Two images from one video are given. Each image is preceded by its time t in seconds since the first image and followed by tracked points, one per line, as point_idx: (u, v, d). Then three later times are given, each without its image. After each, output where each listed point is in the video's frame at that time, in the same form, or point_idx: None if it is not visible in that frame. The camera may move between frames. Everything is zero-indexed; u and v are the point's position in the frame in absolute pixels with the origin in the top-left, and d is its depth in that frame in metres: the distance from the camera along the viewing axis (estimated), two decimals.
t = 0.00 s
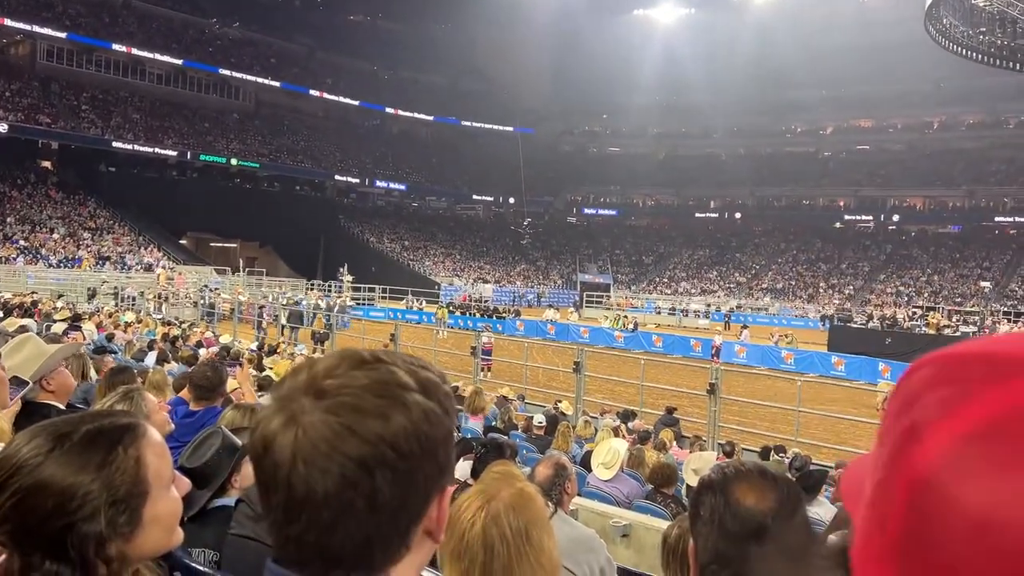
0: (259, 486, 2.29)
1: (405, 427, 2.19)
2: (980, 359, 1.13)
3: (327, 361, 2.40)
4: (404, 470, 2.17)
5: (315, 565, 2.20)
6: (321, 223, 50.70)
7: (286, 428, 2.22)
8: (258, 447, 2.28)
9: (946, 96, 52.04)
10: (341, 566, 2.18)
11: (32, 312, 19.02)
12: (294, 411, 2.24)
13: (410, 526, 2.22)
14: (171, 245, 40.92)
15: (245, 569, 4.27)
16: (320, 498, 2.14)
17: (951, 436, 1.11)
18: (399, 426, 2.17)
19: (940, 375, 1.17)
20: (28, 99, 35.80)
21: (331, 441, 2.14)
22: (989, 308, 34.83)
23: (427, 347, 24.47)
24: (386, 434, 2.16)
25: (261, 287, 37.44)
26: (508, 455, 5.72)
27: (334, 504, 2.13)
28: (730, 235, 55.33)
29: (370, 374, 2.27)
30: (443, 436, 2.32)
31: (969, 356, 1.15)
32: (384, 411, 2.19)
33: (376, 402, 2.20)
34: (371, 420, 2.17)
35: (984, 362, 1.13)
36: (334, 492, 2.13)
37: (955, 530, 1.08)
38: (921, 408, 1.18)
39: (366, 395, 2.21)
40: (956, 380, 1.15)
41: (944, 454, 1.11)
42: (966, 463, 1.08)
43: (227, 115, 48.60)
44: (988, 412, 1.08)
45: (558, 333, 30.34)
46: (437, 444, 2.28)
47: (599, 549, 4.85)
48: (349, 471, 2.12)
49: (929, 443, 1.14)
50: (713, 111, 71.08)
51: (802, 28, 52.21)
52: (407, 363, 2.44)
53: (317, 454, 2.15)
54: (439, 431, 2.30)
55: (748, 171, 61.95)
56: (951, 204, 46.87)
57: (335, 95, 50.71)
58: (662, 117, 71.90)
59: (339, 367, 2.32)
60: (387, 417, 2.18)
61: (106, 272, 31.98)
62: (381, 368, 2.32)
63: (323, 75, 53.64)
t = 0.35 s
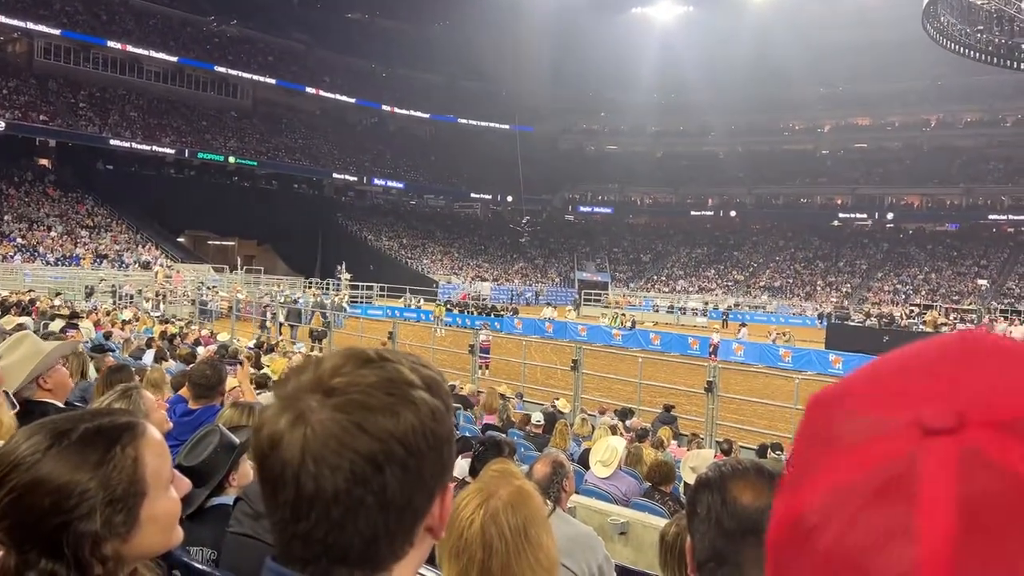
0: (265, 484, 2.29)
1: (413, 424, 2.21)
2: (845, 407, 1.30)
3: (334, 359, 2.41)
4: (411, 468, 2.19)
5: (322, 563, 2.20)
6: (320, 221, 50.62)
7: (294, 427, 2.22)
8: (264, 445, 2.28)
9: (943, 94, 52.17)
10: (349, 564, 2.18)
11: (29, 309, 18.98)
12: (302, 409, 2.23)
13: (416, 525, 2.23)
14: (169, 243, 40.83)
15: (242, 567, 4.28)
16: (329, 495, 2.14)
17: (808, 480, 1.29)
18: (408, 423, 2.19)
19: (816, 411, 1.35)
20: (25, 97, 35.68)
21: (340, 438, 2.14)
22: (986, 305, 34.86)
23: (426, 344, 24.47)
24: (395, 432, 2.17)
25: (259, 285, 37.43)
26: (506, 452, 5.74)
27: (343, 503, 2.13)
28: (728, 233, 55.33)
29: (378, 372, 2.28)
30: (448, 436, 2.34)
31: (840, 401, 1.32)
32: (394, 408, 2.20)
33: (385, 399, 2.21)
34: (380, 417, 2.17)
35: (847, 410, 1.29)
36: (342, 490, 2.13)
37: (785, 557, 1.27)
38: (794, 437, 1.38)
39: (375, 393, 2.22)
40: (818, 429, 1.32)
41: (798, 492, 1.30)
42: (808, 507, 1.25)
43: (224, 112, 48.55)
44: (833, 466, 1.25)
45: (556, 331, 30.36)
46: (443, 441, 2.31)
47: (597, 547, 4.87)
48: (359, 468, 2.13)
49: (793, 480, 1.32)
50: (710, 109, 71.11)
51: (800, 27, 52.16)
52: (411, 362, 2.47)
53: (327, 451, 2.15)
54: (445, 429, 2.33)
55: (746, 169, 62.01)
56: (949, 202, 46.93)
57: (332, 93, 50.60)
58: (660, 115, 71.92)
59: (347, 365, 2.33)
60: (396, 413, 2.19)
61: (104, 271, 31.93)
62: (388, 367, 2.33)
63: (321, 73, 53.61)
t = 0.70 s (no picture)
0: (265, 483, 2.29)
1: (412, 423, 2.22)
2: (851, 394, 1.57)
3: (334, 358, 2.41)
4: (411, 467, 2.19)
5: (322, 561, 2.20)
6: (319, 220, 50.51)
7: (293, 426, 2.22)
8: (264, 446, 2.28)
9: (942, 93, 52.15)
10: (350, 563, 2.18)
11: (28, 308, 18.96)
12: (301, 409, 2.24)
13: (416, 522, 2.23)
14: (168, 242, 40.76)
15: (243, 565, 4.29)
16: (329, 495, 2.15)
17: (812, 454, 1.56)
18: (407, 422, 2.19)
19: (824, 395, 1.63)
20: (23, 96, 35.58)
21: (340, 436, 2.15)
22: (986, 305, 34.79)
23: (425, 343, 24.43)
24: (395, 430, 2.17)
25: (258, 284, 37.37)
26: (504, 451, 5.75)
27: (343, 502, 2.14)
28: (727, 231, 55.30)
29: (377, 371, 2.29)
30: (447, 434, 2.34)
31: (847, 387, 1.59)
32: (392, 407, 2.20)
33: (384, 397, 2.21)
34: (379, 414, 2.18)
35: (849, 396, 1.56)
36: (343, 489, 2.13)
37: (790, 515, 1.54)
38: (805, 417, 1.66)
39: (374, 391, 2.23)
40: (828, 410, 1.60)
41: (805, 464, 1.57)
42: (814, 473, 1.52)
43: (223, 111, 48.50)
44: (832, 443, 1.52)
45: (555, 330, 30.29)
46: (442, 440, 2.31)
47: (597, 545, 4.88)
48: (359, 467, 2.13)
49: (802, 453, 1.60)
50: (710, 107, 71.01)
51: (800, 26, 52.09)
52: (411, 361, 2.46)
53: (327, 450, 2.15)
54: (444, 427, 2.33)
55: (746, 167, 61.95)
56: (947, 201, 47.01)
57: (329, 90, 50.56)
58: (659, 114, 71.81)
59: (346, 364, 2.33)
60: (395, 412, 2.20)
61: (103, 269, 31.89)
62: (388, 365, 2.34)
63: (319, 72, 53.67)
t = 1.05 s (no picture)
0: (259, 488, 2.29)
1: (404, 423, 2.21)
2: (840, 384, 1.61)
3: (324, 361, 2.41)
4: (405, 468, 2.18)
5: (321, 560, 2.20)
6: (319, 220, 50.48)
7: (286, 430, 2.23)
8: (258, 451, 2.29)
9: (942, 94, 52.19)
10: (347, 564, 2.18)
11: (29, 308, 18.96)
12: (293, 414, 2.24)
13: (411, 523, 2.23)
14: (168, 242, 40.74)
15: (243, 565, 4.28)
16: (324, 497, 2.14)
17: (802, 442, 1.58)
18: (397, 423, 2.19)
19: (815, 390, 1.67)
20: (23, 95, 35.54)
21: (332, 440, 2.15)
22: (986, 305, 34.71)
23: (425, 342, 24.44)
24: (386, 432, 2.17)
25: (258, 283, 37.37)
26: (505, 451, 5.74)
27: (338, 504, 2.14)
28: (727, 231, 55.27)
29: (366, 374, 2.29)
30: (440, 433, 2.35)
31: (839, 380, 1.62)
32: (384, 409, 2.20)
33: (374, 400, 2.21)
34: (370, 417, 2.18)
35: (839, 387, 1.60)
36: (338, 491, 2.14)
37: (781, 499, 1.55)
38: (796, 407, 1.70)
39: (365, 393, 2.23)
40: (819, 402, 1.63)
41: (794, 451, 1.59)
42: (806, 457, 1.54)
43: (223, 110, 48.56)
44: (819, 430, 1.54)
45: (555, 329, 30.27)
46: (435, 439, 2.30)
47: (597, 545, 4.87)
48: (352, 470, 2.13)
49: (794, 441, 1.62)
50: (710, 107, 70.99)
51: (799, 27, 52.10)
52: (401, 361, 2.46)
53: (320, 454, 2.15)
54: (436, 426, 2.33)
55: (746, 168, 61.92)
56: (947, 201, 47.06)
57: (328, 90, 50.53)
58: (659, 114, 71.81)
59: (336, 368, 2.34)
60: (386, 414, 2.20)
61: (103, 269, 31.89)
62: (377, 368, 2.34)
63: (319, 71, 53.75)
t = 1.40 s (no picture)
0: (250, 483, 2.29)
1: (395, 416, 2.21)
2: (825, 389, 1.66)
3: (311, 355, 2.39)
4: (396, 460, 2.19)
5: (312, 554, 2.21)
6: (320, 220, 50.44)
7: (277, 425, 2.22)
8: (248, 446, 2.27)
9: (943, 93, 52.12)
10: (339, 557, 2.19)
11: (30, 308, 18.97)
12: (284, 408, 2.23)
13: (402, 516, 2.24)
14: (169, 242, 40.75)
15: (244, 565, 4.30)
16: (316, 491, 2.15)
17: (788, 445, 1.62)
18: (388, 415, 2.19)
19: (799, 392, 1.72)
20: (25, 96, 35.55)
21: (323, 433, 2.15)
22: (989, 305, 34.60)
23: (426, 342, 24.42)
24: (378, 424, 2.17)
25: (259, 283, 37.35)
26: (506, 450, 5.74)
27: (331, 498, 2.14)
28: (728, 230, 55.25)
29: (357, 367, 2.28)
30: (431, 424, 2.35)
31: (821, 383, 1.68)
32: (375, 402, 2.20)
33: (366, 393, 2.21)
34: (361, 409, 2.18)
35: (823, 389, 1.65)
36: (329, 486, 2.13)
37: (765, 502, 1.60)
38: (781, 412, 1.75)
39: (356, 387, 2.22)
40: (802, 404, 1.68)
41: (779, 452, 1.64)
42: (790, 459, 1.58)
43: (224, 110, 48.62)
44: (803, 433, 1.59)
45: (557, 329, 30.23)
46: (426, 431, 2.30)
47: (598, 544, 4.88)
48: (344, 463, 2.13)
49: (776, 445, 1.67)
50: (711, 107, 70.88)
51: (800, 26, 52.05)
52: (391, 355, 2.45)
53: (311, 448, 2.15)
54: (426, 418, 2.33)
55: (747, 168, 61.82)
56: (949, 200, 47.06)
57: (327, 89, 50.55)
58: (660, 113, 71.63)
59: (326, 361, 2.32)
60: (377, 406, 2.20)
61: (103, 269, 31.93)
62: (368, 361, 2.34)
63: (319, 71, 53.82)
